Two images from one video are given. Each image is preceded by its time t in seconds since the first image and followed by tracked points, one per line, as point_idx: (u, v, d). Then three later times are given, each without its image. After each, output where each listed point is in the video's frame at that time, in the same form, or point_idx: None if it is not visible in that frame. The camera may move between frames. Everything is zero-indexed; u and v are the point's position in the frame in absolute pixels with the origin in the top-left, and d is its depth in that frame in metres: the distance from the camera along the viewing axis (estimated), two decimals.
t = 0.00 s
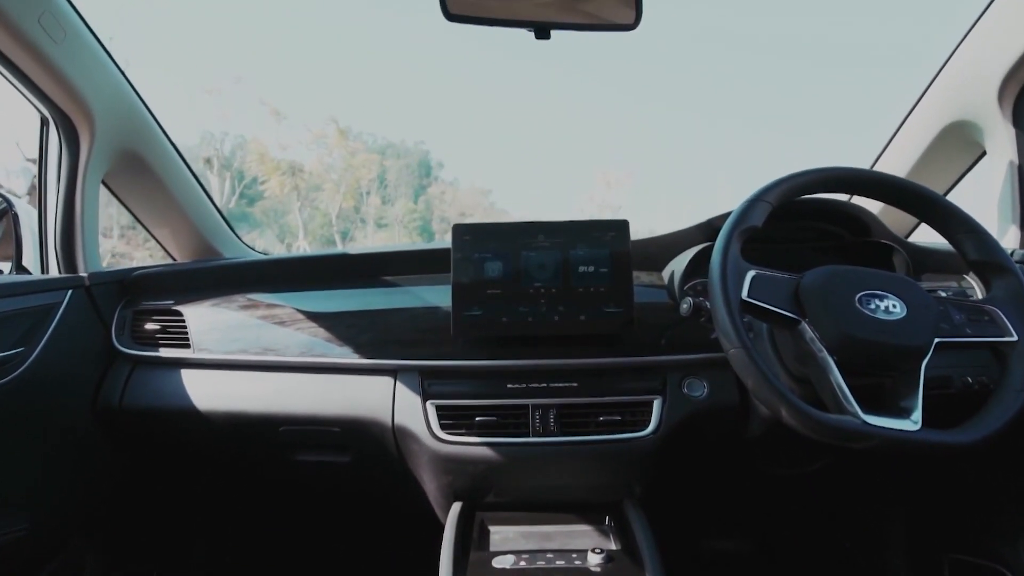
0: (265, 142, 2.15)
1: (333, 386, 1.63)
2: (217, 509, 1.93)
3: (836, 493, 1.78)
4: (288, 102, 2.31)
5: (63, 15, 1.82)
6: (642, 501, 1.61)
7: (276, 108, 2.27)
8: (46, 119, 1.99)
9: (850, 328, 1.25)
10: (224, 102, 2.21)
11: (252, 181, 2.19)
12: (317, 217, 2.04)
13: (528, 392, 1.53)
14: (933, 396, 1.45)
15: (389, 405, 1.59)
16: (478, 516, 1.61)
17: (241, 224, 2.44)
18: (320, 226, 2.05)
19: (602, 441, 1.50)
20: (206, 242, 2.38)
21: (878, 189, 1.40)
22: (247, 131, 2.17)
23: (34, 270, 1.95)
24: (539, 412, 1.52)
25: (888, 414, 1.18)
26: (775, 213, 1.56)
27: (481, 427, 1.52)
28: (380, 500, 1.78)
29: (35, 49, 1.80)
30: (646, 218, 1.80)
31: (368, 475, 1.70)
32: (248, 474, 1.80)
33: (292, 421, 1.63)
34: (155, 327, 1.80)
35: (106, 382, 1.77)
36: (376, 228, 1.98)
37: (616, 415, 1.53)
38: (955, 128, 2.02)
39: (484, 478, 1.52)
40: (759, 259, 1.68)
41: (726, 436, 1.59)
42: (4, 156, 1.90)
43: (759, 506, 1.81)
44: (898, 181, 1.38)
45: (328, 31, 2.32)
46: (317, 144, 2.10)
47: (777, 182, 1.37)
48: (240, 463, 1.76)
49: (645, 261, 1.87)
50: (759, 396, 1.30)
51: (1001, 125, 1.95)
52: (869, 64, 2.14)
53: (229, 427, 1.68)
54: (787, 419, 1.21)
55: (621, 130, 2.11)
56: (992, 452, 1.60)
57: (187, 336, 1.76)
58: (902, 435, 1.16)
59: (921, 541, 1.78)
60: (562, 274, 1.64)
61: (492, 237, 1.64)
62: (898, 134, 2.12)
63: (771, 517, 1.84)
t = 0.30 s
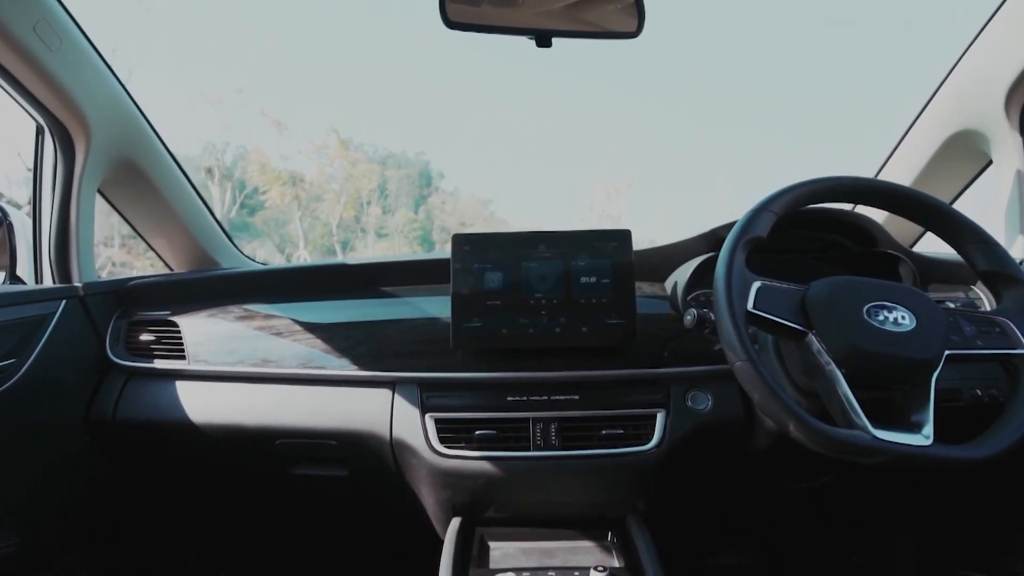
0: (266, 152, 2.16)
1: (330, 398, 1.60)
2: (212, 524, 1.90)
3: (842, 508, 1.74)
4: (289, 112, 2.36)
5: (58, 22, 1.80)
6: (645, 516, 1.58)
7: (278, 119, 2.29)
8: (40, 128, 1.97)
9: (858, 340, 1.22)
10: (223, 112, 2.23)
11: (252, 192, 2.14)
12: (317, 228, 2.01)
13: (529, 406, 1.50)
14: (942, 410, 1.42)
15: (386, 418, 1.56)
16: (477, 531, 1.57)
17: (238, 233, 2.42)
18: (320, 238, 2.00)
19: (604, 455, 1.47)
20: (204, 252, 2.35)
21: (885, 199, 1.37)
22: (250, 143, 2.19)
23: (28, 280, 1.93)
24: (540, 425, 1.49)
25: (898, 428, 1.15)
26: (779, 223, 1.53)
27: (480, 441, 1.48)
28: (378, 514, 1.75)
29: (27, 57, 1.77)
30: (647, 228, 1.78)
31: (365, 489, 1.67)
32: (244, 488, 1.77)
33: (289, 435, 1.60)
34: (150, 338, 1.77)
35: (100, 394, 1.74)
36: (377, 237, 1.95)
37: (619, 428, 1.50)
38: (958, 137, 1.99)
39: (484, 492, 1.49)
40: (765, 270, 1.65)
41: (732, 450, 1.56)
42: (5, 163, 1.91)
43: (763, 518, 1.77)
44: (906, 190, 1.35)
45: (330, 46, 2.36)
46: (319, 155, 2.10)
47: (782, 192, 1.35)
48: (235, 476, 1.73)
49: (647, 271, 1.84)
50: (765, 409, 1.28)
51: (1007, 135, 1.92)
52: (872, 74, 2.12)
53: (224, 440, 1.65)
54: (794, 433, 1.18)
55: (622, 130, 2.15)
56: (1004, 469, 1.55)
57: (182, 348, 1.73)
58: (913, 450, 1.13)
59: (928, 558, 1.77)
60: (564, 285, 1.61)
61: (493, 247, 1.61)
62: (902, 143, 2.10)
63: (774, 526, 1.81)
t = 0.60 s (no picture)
0: (267, 160, 2.13)
1: (326, 409, 1.57)
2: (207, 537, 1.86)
3: (848, 523, 1.72)
4: (289, 117, 2.35)
5: (51, 26, 1.78)
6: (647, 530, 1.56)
7: (278, 128, 2.24)
8: (34, 134, 1.94)
9: (867, 349, 1.19)
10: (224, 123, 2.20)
11: (252, 202, 2.13)
12: (318, 237, 2.01)
13: (530, 417, 1.47)
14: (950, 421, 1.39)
15: (384, 429, 1.52)
16: (476, 545, 1.54)
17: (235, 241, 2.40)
18: (322, 246, 1.99)
19: (606, 467, 1.43)
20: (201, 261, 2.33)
21: (892, 207, 1.34)
22: (250, 152, 2.16)
23: (20, 288, 1.90)
24: (540, 437, 1.45)
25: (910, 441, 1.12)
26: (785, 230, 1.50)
27: (479, 452, 1.45)
28: (375, 527, 1.71)
29: (18, 59, 1.74)
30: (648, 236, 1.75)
31: (363, 502, 1.64)
32: (239, 500, 1.73)
33: (283, 446, 1.57)
34: (144, 347, 1.74)
35: (92, 404, 1.71)
36: (377, 247, 1.91)
37: (621, 440, 1.46)
38: (967, 143, 1.95)
39: (483, 506, 1.46)
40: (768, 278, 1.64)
41: (737, 462, 1.53)
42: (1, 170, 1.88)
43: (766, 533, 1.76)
44: (913, 198, 1.33)
45: (330, 52, 2.39)
46: (319, 164, 2.07)
47: (786, 199, 1.32)
48: (229, 488, 1.70)
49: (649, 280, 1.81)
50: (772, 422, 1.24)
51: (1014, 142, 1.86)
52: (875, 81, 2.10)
53: (218, 452, 1.61)
54: (802, 447, 1.15)
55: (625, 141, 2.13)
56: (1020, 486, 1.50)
57: (176, 358, 1.70)
58: (926, 464, 1.10)
59: None
60: (564, 294, 1.59)
61: (492, 255, 1.59)
62: (909, 146, 2.06)
63: (784, 538, 1.78)
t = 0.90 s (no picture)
0: (267, 167, 2.08)
1: (322, 417, 1.54)
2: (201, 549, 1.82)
3: (855, 536, 1.68)
4: (291, 126, 2.29)
5: (44, 29, 1.76)
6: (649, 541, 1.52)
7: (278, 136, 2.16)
8: (27, 138, 1.91)
9: (875, 357, 1.16)
10: (222, 127, 2.16)
11: (252, 209, 2.09)
12: (318, 243, 1.97)
13: (530, 426, 1.44)
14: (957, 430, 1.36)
15: (381, 438, 1.49)
16: (474, 557, 1.51)
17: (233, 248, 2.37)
18: (321, 254, 1.96)
19: (608, 477, 1.40)
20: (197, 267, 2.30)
21: (899, 211, 1.31)
22: (250, 159, 2.11)
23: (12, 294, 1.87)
24: (540, 446, 1.42)
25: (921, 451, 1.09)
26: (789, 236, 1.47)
27: (478, 462, 1.42)
28: (371, 537, 1.68)
29: (11, 62, 1.71)
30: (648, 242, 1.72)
31: (359, 513, 1.60)
32: (232, 510, 1.70)
33: (278, 456, 1.54)
34: (137, 354, 1.71)
35: (84, 413, 1.68)
36: (377, 254, 1.91)
37: (622, 449, 1.43)
38: (972, 147, 1.92)
39: (481, 517, 1.42)
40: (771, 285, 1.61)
41: (742, 472, 1.50)
42: None
43: (770, 546, 1.73)
44: (920, 203, 1.30)
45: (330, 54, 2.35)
46: (320, 171, 2.02)
47: (790, 205, 1.29)
48: (223, 498, 1.67)
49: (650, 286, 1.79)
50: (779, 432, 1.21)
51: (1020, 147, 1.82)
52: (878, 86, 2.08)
53: (211, 461, 1.58)
54: (810, 457, 1.12)
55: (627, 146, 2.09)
56: None
57: (169, 365, 1.67)
58: (937, 475, 1.07)
59: None
60: (564, 300, 1.56)
61: (492, 261, 1.56)
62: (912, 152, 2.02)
63: (788, 551, 1.75)
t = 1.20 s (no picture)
0: (269, 177, 2.06)
1: (315, 427, 1.50)
2: (195, 565, 1.78)
3: (865, 550, 1.64)
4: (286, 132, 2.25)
5: (34, 32, 1.73)
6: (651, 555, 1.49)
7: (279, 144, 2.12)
8: (16, 143, 1.88)
9: (884, 366, 1.12)
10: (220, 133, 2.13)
11: (252, 216, 2.07)
12: (319, 252, 1.94)
13: (529, 436, 1.40)
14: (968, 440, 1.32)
15: (376, 449, 1.45)
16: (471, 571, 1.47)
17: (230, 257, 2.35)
18: (322, 264, 1.92)
19: (610, 490, 1.36)
20: (192, 274, 2.27)
21: (908, 216, 1.28)
22: (251, 168, 2.09)
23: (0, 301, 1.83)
24: (540, 457, 1.39)
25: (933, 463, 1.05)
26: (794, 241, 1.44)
27: (475, 474, 1.38)
28: (366, 549, 1.64)
29: None
30: (647, 250, 1.70)
31: (353, 525, 1.56)
32: (224, 522, 1.66)
33: (270, 467, 1.50)
34: (127, 363, 1.67)
35: (73, 422, 1.65)
36: (377, 262, 1.87)
37: (623, 461, 1.39)
38: (978, 152, 1.89)
39: (479, 531, 1.38)
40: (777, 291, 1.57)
41: (746, 483, 1.46)
42: None
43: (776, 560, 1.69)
44: (930, 208, 1.27)
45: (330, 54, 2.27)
46: (320, 181, 1.98)
47: (797, 208, 1.26)
48: (214, 510, 1.63)
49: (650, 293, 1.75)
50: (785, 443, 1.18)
51: None
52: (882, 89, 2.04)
53: (201, 472, 1.54)
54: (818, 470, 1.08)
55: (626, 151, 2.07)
56: None
57: (160, 374, 1.64)
58: (952, 487, 1.03)
59: None
60: (564, 308, 1.52)
61: (489, 268, 1.53)
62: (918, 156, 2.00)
63: (794, 565, 1.71)
